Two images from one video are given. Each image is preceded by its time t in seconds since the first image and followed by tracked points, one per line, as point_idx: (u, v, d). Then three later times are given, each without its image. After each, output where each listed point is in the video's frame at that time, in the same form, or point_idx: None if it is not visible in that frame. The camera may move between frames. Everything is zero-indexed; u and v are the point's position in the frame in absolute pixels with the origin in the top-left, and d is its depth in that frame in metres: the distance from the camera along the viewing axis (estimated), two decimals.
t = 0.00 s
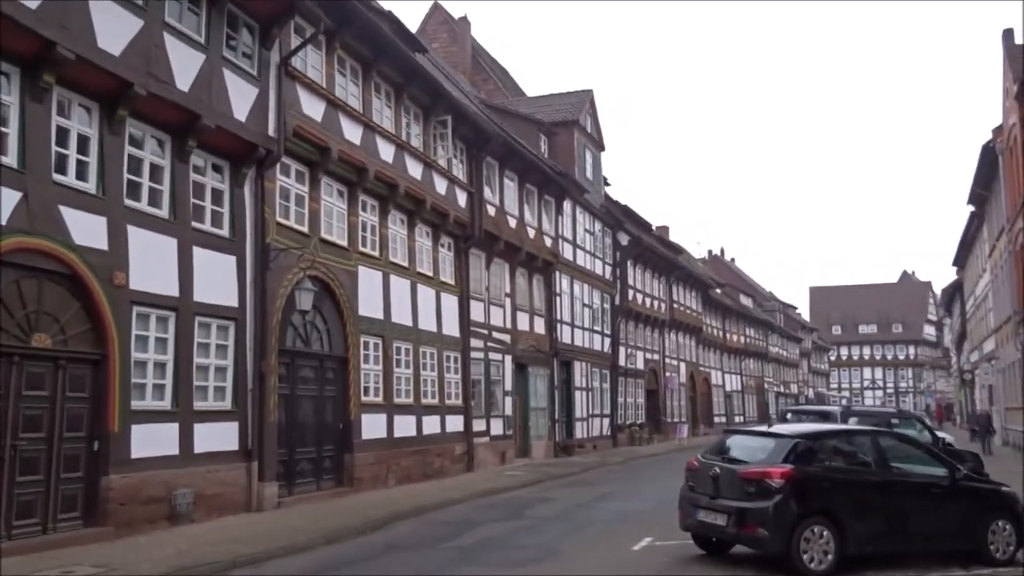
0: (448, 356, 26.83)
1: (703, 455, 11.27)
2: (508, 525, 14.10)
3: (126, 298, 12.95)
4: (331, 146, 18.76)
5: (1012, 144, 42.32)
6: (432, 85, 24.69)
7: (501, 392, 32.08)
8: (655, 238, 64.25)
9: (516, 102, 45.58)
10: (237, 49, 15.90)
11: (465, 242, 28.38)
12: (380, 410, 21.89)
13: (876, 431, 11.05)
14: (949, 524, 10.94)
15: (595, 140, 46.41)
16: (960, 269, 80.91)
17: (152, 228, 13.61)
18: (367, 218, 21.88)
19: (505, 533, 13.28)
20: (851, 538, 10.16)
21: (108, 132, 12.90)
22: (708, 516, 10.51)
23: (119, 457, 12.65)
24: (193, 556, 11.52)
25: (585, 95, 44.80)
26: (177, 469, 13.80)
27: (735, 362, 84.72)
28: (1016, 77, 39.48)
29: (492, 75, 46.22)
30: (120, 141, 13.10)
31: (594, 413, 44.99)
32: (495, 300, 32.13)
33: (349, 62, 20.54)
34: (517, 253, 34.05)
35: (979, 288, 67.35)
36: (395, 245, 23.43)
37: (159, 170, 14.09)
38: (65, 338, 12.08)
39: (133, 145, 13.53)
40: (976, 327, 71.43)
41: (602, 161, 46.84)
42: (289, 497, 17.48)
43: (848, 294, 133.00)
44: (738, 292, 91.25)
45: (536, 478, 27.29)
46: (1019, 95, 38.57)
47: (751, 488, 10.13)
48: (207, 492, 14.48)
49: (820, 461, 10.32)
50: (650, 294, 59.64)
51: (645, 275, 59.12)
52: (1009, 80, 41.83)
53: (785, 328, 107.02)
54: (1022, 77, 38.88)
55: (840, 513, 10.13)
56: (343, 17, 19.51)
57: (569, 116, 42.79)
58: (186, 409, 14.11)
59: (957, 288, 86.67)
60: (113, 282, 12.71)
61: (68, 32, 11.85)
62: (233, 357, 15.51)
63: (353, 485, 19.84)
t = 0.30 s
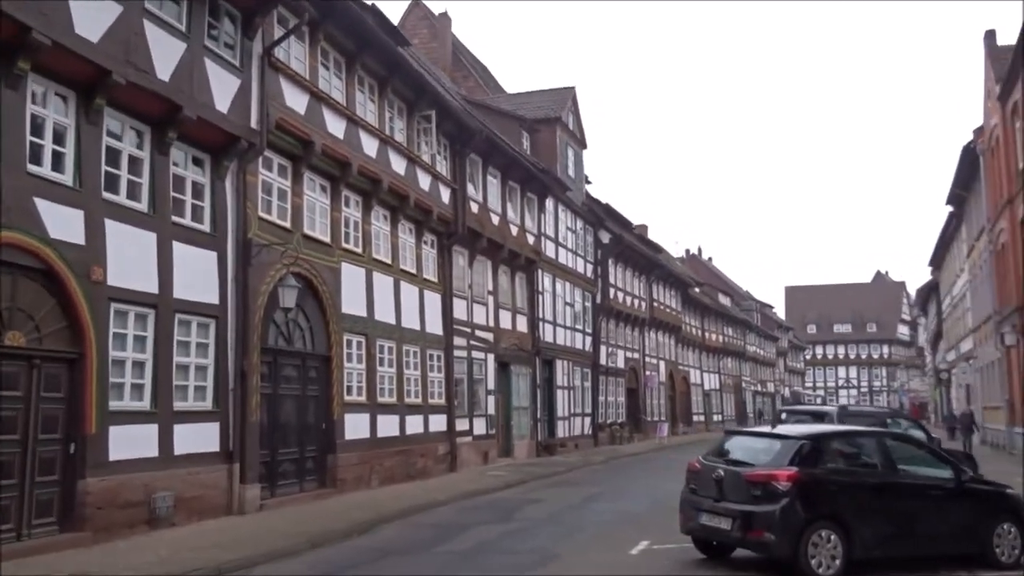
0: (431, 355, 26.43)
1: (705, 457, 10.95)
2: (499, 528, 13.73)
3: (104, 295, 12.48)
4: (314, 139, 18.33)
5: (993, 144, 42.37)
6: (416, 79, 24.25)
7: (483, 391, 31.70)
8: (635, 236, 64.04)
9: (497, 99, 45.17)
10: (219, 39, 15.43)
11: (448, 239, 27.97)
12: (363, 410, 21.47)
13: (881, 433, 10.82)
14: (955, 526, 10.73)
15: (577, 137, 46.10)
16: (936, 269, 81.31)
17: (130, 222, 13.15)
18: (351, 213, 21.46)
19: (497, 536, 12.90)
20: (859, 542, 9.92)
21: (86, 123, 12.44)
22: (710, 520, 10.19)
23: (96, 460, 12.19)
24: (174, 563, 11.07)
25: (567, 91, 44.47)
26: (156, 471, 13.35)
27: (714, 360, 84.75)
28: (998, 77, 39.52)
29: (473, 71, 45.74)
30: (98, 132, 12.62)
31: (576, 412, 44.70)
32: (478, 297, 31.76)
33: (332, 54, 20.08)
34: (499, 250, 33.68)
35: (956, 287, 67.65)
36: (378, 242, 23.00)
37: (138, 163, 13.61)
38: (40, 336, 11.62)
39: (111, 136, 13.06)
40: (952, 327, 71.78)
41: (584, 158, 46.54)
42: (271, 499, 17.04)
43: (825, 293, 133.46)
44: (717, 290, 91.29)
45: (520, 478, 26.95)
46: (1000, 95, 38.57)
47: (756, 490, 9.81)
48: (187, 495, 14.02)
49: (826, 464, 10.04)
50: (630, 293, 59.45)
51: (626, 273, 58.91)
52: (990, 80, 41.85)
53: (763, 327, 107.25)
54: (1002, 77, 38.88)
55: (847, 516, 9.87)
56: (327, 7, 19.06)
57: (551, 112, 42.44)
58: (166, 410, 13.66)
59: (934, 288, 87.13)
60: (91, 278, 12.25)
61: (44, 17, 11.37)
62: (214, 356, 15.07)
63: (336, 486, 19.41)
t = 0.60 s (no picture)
0: (418, 351, 26.07)
1: (707, 455, 10.64)
2: (494, 527, 13.40)
3: (84, 288, 12.07)
4: (300, 131, 17.95)
5: (978, 140, 42.31)
6: (403, 71, 23.86)
7: (470, 388, 31.36)
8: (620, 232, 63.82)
9: (483, 93, 44.80)
10: (203, 27, 15.03)
11: (435, 234, 27.61)
12: (350, 407, 21.10)
13: (887, 429, 10.54)
14: (962, 522, 10.48)
15: (563, 132, 45.80)
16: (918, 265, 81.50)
17: (112, 214, 12.73)
18: (337, 207, 21.07)
19: (493, 536, 12.57)
20: (868, 540, 9.63)
21: (65, 110, 12.02)
22: (715, 518, 9.87)
23: (77, 459, 11.78)
24: (160, 565, 10.70)
25: (553, 86, 44.15)
26: (140, 470, 12.96)
27: (698, 357, 84.72)
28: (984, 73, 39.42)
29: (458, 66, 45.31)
30: (77, 120, 12.20)
31: (562, 409, 44.42)
32: (465, 293, 31.41)
33: (319, 43, 19.67)
34: (487, 245, 33.34)
35: (938, 283, 67.78)
36: (365, 236, 22.63)
37: (119, 152, 13.19)
38: (18, 331, 11.21)
39: (91, 125, 12.63)
40: (935, 322, 71.96)
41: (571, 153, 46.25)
42: (257, 499, 16.64)
43: (808, 289, 133.70)
44: (700, 286, 91.25)
45: (508, 475, 26.64)
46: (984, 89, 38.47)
47: (763, 488, 9.50)
48: (171, 495, 13.63)
49: (836, 461, 9.77)
50: (616, 289, 59.22)
51: (612, 269, 58.67)
52: (975, 75, 41.77)
53: (746, 323, 107.37)
54: (987, 72, 38.78)
55: (858, 515, 9.61)
56: None
57: (538, 107, 42.11)
58: (149, 407, 13.26)
59: (916, 284, 87.39)
60: (72, 271, 11.84)
61: None
62: (198, 351, 14.66)
63: (323, 485, 19.04)
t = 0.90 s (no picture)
0: (406, 349, 25.64)
1: (713, 455, 10.28)
2: (490, 529, 13.01)
3: (65, 284, 11.61)
4: (288, 123, 17.52)
5: (966, 138, 42.20)
6: (392, 63, 23.43)
7: (459, 386, 30.97)
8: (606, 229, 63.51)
9: (469, 88, 44.34)
10: (188, 14, 14.55)
11: (424, 230, 27.19)
12: (338, 406, 20.66)
13: (900, 429, 10.21)
14: (977, 525, 10.17)
15: (551, 128, 45.40)
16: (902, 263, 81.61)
17: (95, 206, 12.28)
18: (325, 201, 20.62)
19: (492, 538, 12.18)
20: (881, 544, 9.33)
21: (45, 97, 11.54)
22: (724, 522, 9.52)
23: (57, 460, 11.33)
24: (145, 571, 10.26)
25: (541, 81, 43.76)
26: (123, 472, 12.51)
27: (683, 355, 84.51)
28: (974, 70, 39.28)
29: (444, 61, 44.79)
30: (58, 109, 11.74)
31: (549, 407, 44.07)
32: (453, 290, 30.99)
33: (306, 33, 19.22)
34: (475, 242, 32.93)
35: (923, 282, 67.83)
36: (353, 232, 22.18)
37: (102, 142, 12.72)
38: None
39: (73, 114, 12.16)
40: (919, 320, 72.07)
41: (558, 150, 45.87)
42: (244, 501, 16.21)
43: (792, 287, 133.87)
44: (685, 284, 91.11)
45: (498, 475, 26.27)
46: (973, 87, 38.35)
47: (775, 491, 9.16)
48: (155, 497, 13.17)
49: (849, 462, 9.44)
50: (603, 286, 58.91)
51: (598, 267, 58.39)
52: (963, 73, 41.67)
53: (731, 321, 107.39)
54: (976, 70, 38.66)
55: (872, 518, 9.31)
56: None
57: (525, 103, 41.70)
58: (133, 407, 12.81)
59: (900, 284, 87.61)
60: (52, 265, 11.38)
61: None
62: (183, 349, 14.22)
63: (311, 486, 18.60)
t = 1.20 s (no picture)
0: (396, 345, 25.28)
1: (722, 454, 10.03)
2: (488, 529, 12.70)
3: (50, 275, 11.23)
4: (278, 113, 17.16)
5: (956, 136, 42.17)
6: (383, 54, 23.06)
7: (447, 383, 30.63)
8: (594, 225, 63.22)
9: (458, 82, 43.96)
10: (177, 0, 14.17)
11: (413, 224, 26.84)
12: (328, 402, 20.30)
13: (910, 427, 9.97)
14: (988, 525, 9.95)
15: (540, 123, 45.07)
16: (887, 262, 81.73)
17: (81, 196, 11.90)
18: (315, 194, 20.25)
19: (489, 538, 11.87)
20: (894, 545, 9.08)
21: (29, 83, 11.15)
22: (734, 522, 9.27)
23: (42, 457, 10.96)
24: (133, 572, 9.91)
25: (530, 76, 43.43)
26: (109, 470, 12.14)
27: (669, 352, 84.35)
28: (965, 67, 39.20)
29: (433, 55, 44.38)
30: (43, 94, 11.35)
31: (538, 404, 43.78)
32: (443, 285, 30.64)
33: (296, 22, 18.84)
34: (465, 237, 32.58)
35: (909, 279, 67.89)
36: (343, 225, 21.81)
37: (88, 130, 12.34)
38: None
39: (58, 100, 11.78)
40: (904, 318, 72.16)
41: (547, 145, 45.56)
42: (232, 499, 15.84)
43: (777, 285, 134.01)
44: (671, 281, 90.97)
45: (489, 473, 25.95)
46: (964, 84, 38.27)
47: (787, 490, 8.92)
48: (142, 496, 12.81)
49: (861, 461, 9.18)
50: (591, 283, 58.65)
51: (586, 263, 58.13)
52: (953, 70, 41.59)
53: (716, 319, 107.37)
54: (967, 67, 38.58)
55: (886, 518, 9.07)
56: None
57: (515, 97, 41.36)
58: (119, 403, 12.44)
59: (885, 282, 87.83)
60: (37, 256, 11.01)
61: None
62: (171, 344, 13.84)
63: (300, 484, 18.25)
